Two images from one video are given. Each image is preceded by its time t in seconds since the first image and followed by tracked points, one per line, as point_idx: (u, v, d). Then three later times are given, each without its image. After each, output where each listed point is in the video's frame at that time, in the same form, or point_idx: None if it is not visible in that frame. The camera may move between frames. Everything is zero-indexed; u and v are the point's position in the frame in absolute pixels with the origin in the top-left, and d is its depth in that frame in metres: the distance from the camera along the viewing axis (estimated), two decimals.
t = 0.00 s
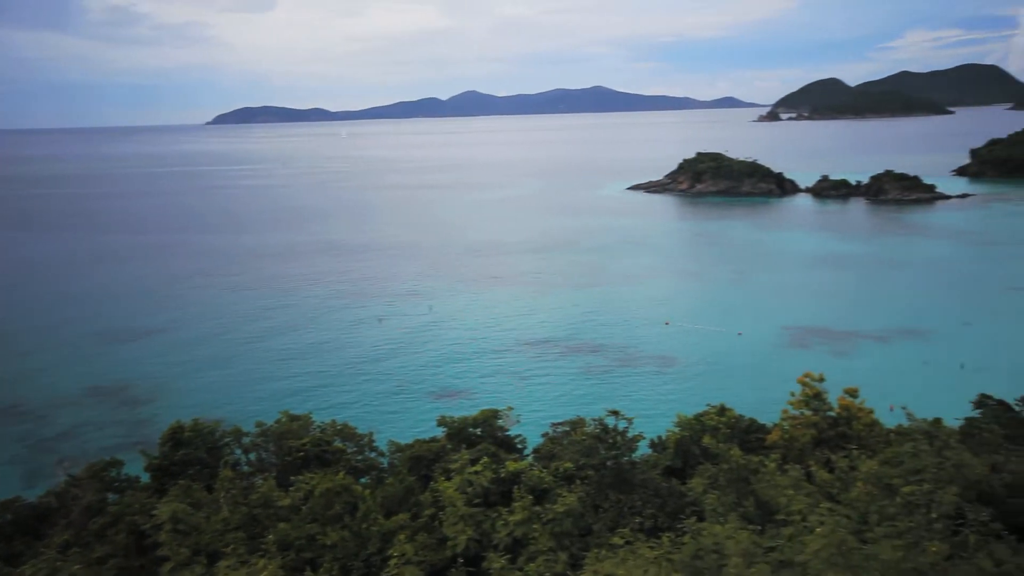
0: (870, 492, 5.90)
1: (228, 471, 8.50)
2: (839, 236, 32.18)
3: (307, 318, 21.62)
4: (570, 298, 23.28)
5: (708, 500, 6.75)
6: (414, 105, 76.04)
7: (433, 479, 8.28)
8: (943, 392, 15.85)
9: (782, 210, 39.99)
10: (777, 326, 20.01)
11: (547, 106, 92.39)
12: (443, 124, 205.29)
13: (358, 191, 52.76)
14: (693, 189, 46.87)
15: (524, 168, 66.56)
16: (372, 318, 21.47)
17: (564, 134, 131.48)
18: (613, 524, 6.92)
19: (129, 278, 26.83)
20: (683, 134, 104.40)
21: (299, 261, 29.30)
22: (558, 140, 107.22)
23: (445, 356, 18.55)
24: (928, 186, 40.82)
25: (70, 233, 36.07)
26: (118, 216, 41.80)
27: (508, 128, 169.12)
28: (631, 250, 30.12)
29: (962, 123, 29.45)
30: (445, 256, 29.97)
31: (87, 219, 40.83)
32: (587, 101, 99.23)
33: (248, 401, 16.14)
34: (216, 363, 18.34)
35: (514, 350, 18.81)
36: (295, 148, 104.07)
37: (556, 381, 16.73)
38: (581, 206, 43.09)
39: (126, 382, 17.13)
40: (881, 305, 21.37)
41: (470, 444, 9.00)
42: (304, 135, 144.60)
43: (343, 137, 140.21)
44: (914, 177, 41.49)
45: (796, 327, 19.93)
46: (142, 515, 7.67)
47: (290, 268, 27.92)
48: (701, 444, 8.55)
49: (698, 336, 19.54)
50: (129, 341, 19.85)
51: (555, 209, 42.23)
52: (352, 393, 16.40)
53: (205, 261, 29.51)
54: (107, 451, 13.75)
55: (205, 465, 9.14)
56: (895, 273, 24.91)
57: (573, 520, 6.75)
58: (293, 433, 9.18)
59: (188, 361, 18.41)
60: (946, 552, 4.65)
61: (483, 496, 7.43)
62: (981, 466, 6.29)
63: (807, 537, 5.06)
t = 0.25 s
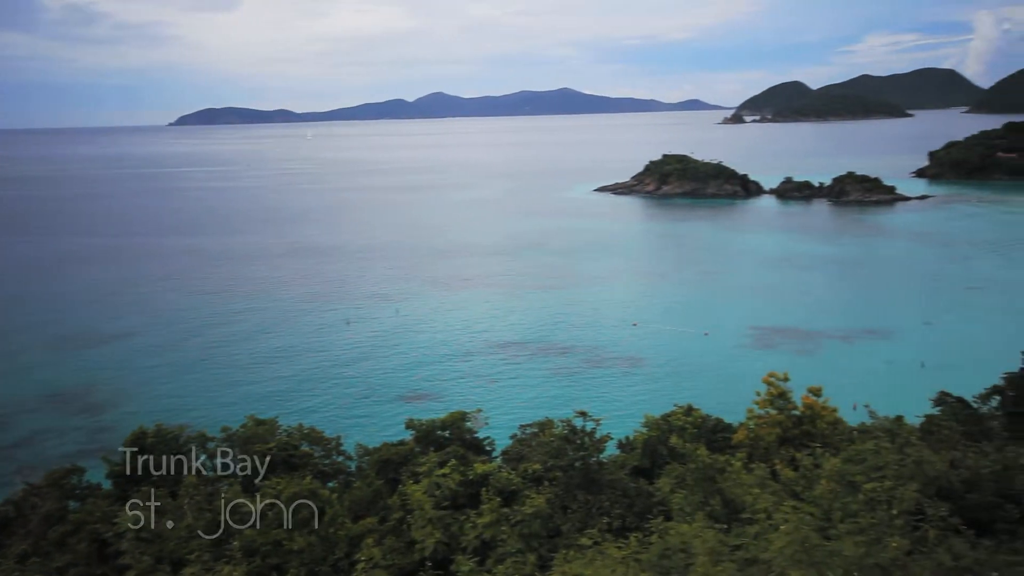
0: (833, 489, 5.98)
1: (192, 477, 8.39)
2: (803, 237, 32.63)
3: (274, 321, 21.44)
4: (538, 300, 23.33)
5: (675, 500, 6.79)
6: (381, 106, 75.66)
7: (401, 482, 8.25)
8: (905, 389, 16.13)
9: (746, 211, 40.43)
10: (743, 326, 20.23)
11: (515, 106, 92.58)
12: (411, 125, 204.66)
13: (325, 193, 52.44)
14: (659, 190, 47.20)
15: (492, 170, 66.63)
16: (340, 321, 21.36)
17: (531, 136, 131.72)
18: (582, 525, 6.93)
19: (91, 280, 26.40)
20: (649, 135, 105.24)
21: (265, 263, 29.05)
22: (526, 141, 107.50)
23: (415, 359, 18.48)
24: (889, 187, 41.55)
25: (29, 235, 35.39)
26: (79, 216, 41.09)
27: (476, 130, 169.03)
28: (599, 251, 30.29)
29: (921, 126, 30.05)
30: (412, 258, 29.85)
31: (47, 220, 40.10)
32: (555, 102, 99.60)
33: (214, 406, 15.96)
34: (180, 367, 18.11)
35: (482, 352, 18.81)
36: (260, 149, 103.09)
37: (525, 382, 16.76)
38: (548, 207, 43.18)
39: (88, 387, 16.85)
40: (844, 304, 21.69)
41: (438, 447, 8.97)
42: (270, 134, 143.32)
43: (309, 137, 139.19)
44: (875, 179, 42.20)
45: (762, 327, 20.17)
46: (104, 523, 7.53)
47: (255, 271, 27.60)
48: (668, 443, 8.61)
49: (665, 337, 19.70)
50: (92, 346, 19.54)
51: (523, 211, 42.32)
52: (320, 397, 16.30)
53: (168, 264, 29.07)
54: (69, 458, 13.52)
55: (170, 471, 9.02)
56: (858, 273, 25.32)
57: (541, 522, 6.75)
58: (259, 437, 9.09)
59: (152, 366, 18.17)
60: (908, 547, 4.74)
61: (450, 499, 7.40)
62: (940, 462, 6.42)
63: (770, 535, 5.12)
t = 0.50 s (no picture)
0: (800, 490, 6.05)
1: (158, 486, 8.27)
2: (770, 241, 33.00)
3: (243, 329, 21.24)
4: (508, 305, 23.33)
5: (645, 502, 6.82)
6: (348, 111, 75.17)
7: (370, 488, 8.20)
8: (870, 390, 16.38)
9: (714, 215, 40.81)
10: (712, 329, 20.40)
11: (484, 111, 92.65)
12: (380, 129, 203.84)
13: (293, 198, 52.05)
14: (628, 195, 47.42)
15: (462, 174, 66.56)
16: (309, 328, 21.22)
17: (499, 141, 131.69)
18: (552, 528, 6.94)
19: (53, 286, 25.91)
20: (618, 140, 105.91)
21: (233, 270, 28.75)
22: (495, 146, 107.58)
23: (386, 365, 18.39)
24: (853, 192, 42.20)
25: None
26: (40, 220, 40.31)
27: (445, 134, 168.65)
28: (569, 256, 30.41)
29: (885, 130, 30.55)
30: (380, 265, 29.68)
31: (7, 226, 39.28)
32: (524, 107, 99.85)
33: (181, 416, 15.76)
34: (146, 376, 17.85)
35: (453, 358, 18.79)
36: (227, 154, 102.02)
37: (496, 387, 16.76)
38: (517, 212, 43.19)
39: (51, 396, 16.55)
40: (810, 306, 21.98)
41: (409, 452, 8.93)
42: (237, 137, 141.92)
43: (277, 141, 138.00)
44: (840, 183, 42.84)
45: (730, 329, 20.36)
46: (67, 535, 7.39)
47: (220, 278, 27.27)
48: (638, 446, 8.65)
49: (634, 340, 19.82)
50: (55, 354, 19.20)
51: (492, 215, 42.33)
52: (290, 404, 16.17)
53: (131, 270, 28.60)
54: (31, 470, 13.27)
55: (136, 480, 8.90)
56: (823, 275, 25.66)
57: (512, 526, 6.75)
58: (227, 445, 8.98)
59: (118, 375, 17.90)
60: (871, 546, 4.81)
61: (421, 504, 7.37)
62: (904, 461, 6.53)
63: (738, 536, 5.17)
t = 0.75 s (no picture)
0: (763, 490, 6.12)
1: (117, 493, 8.10)
2: (734, 243, 33.40)
3: (205, 332, 20.97)
4: (476, 307, 23.35)
5: (610, 504, 6.86)
6: (313, 113, 74.56)
7: (335, 493, 8.13)
8: (832, 389, 16.65)
9: (679, 218, 41.13)
10: (678, 331, 20.57)
11: (450, 113, 92.52)
12: (346, 131, 202.49)
13: (256, 201, 51.48)
14: (594, 197, 47.62)
15: (427, 177, 66.36)
16: (274, 331, 21.02)
17: (465, 143, 131.57)
18: (518, 531, 6.95)
19: (8, 289, 25.33)
20: (584, 144, 106.38)
21: (195, 272, 28.38)
22: (461, 149, 107.47)
23: (352, 368, 18.29)
24: (815, 195, 42.82)
25: None
26: None
27: (410, 136, 168.10)
28: (535, 258, 30.50)
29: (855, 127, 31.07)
30: (346, 267, 29.49)
31: None
32: (490, 110, 99.88)
33: (142, 422, 15.52)
34: (105, 381, 17.52)
35: (420, 360, 18.74)
36: (188, 155, 100.55)
37: (463, 390, 16.75)
38: (484, 214, 43.19)
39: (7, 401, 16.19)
40: (773, 308, 22.29)
41: (375, 455, 8.88)
42: (199, 138, 139.95)
43: (238, 144, 136.42)
44: (802, 186, 43.46)
45: (695, 331, 20.56)
46: (23, 544, 7.21)
47: (182, 280, 26.89)
48: (604, 448, 8.69)
49: (600, 342, 19.93)
50: (10, 359, 18.77)
51: (458, 217, 42.27)
52: (254, 409, 16.03)
53: (88, 273, 28.07)
54: None
55: (94, 487, 8.75)
56: (786, 277, 26.03)
57: (478, 529, 6.73)
58: (191, 450, 8.86)
59: (77, 379, 17.58)
60: (833, 544, 4.88)
61: (386, 508, 7.32)
62: (863, 461, 6.63)
63: (702, 536, 5.22)
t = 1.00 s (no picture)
0: (725, 492, 6.18)
1: (74, 503, 7.92)
2: (696, 248, 33.75)
3: (165, 338, 20.61)
4: (441, 312, 23.30)
5: (575, 508, 6.87)
6: (275, 117, 73.79)
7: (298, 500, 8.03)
8: (794, 391, 16.89)
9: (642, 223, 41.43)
10: (642, 335, 20.72)
11: (413, 119, 92.12)
12: (308, 135, 200.56)
13: (215, 205, 50.72)
14: (558, 203, 47.75)
15: (390, 182, 65.93)
16: (237, 338, 20.77)
17: (429, 148, 131.24)
18: (483, 536, 6.93)
19: None
20: (547, 150, 106.67)
21: (154, 278, 27.91)
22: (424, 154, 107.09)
23: (316, 374, 18.13)
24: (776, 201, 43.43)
25: None
26: None
27: (373, 140, 166.98)
28: (499, 263, 30.52)
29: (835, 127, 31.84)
30: (309, 272, 29.21)
31: None
32: (453, 116, 99.69)
33: (101, 431, 15.21)
34: (61, 387, 17.13)
35: (384, 366, 18.64)
36: (145, 158, 98.62)
37: (428, 395, 16.70)
38: (448, 220, 43.06)
39: None
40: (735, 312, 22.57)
41: (339, 462, 8.82)
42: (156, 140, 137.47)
43: (198, 147, 134.31)
44: (763, 192, 44.06)
45: (659, 335, 20.74)
46: None
47: (140, 286, 26.41)
48: (568, 452, 8.72)
49: (565, 347, 20.00)
50: None
51: (422, 222, 42.09)
52: (216, 417, 15.80)
53: (42, 278, 27.41)
54: None
55: (48, 498, 8.52)
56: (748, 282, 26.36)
57: (442, 535, 6.70)
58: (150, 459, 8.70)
59: (31, 386, 17.15)
60: (793, 545, 4.94)
61: (349, 515, 7.27)
62: (823, 462, 6.73)
63: (666, 539, 5.25)
